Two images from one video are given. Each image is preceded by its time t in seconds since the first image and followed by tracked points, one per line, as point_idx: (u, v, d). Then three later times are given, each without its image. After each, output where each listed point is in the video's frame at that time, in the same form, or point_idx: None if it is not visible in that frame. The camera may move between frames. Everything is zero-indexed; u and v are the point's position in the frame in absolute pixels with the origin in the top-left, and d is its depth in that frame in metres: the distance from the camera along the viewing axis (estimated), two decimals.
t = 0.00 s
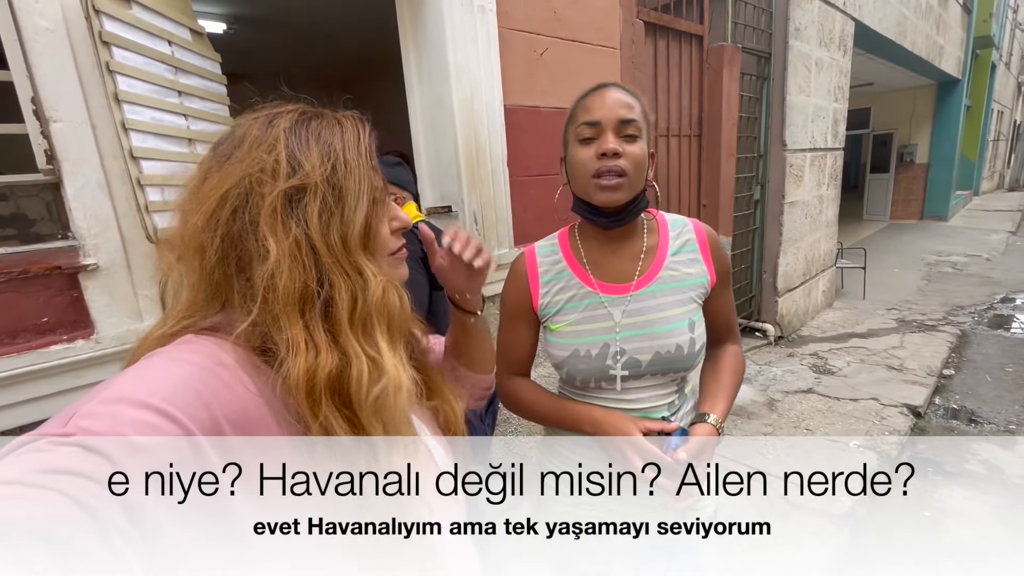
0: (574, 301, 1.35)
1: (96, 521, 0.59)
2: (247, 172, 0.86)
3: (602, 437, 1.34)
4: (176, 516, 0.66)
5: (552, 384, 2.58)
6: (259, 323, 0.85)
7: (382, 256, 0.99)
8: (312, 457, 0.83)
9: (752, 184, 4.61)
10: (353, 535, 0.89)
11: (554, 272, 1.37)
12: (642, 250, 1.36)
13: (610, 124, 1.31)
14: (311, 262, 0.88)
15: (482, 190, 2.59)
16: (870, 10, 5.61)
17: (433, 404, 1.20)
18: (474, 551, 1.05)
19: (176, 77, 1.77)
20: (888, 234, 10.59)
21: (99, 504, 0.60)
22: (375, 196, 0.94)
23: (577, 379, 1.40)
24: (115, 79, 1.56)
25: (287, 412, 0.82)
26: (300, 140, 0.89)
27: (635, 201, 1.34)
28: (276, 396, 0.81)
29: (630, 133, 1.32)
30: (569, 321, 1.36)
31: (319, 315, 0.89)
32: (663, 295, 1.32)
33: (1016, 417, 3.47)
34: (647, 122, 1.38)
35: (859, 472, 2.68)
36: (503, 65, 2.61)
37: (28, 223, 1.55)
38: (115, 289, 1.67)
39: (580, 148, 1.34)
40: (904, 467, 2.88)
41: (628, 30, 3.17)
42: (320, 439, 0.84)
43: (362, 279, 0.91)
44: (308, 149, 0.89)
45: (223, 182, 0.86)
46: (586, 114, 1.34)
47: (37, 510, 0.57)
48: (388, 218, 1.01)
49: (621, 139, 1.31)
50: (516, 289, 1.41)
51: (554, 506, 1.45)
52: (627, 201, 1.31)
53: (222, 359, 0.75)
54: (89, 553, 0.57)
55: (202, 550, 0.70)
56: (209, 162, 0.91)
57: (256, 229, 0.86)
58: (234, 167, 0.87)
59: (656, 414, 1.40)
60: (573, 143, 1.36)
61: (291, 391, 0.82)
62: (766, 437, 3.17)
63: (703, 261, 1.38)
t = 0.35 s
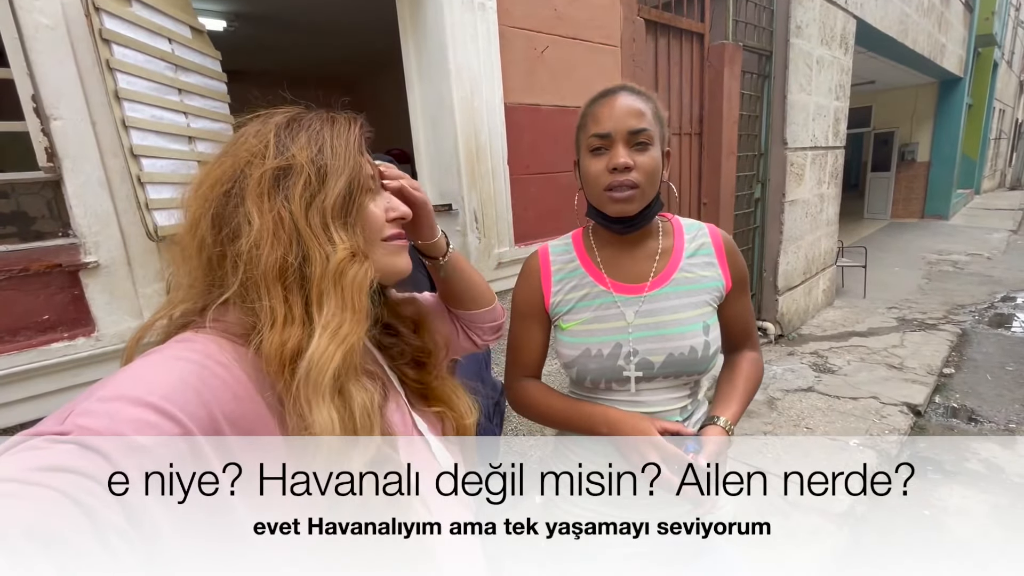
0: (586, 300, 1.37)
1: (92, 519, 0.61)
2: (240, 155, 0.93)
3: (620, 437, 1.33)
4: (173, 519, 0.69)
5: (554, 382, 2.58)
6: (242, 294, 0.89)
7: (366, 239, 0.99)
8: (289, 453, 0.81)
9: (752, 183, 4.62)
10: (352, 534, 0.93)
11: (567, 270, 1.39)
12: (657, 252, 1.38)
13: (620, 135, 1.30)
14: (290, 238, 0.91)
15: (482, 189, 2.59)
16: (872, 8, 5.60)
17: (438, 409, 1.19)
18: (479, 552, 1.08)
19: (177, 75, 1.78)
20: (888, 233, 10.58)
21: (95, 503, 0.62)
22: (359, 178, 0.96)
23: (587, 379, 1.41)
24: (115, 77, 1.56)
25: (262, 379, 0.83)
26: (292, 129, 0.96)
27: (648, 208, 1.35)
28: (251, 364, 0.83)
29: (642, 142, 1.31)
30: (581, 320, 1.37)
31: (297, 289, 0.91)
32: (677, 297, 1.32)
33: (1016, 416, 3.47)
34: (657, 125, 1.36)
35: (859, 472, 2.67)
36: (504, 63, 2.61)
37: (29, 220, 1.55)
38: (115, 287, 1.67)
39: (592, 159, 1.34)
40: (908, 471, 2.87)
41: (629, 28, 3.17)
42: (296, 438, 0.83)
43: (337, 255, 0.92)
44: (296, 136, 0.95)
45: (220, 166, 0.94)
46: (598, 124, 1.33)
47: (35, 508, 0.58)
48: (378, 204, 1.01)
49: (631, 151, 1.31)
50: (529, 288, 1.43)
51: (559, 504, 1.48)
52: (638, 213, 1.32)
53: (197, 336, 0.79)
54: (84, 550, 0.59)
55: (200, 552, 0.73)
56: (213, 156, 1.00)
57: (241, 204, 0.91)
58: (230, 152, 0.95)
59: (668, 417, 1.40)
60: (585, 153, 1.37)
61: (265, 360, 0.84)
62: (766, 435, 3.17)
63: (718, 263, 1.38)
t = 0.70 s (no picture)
0: (581, 300, 1.38)
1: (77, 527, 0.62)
2: (229, 155, 0.94)
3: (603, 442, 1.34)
4: (168, 520, 0.72)
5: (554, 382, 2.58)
6: (229, 293, 0.90)
7: (356, 240, 0.99)
8: (285, 452, 0.83)
9: (754, 182, 4.62)
10: (352, 534, 0.95)
11: (564, 269, 1.42)
12: (656, 254, 1.37)
13: (602, 139, 1.31)
14: (278, 238, 0.91)
15: (481, 188, 2.58)
16: (876, 6, 5.56)
17: (430, 414, 1.21)
18: (471, 552, 1.11)
19: (174, 75, 1.78)
20: (892, 233, 10.53)
21: (77, 508, 0.63)
22: (349, 180, 0.97)
23: (578, 379, 1.43)
24: (112, 77, 1.56)
25: (250, 379, 0.84)
26: (281, 130, 0.96)
27: (640, 209, 1.35)
28: (237, 364, 0.83)
29: (626, 143, 1.30)
30: (574, 320, 1.39)
31: (284, 290, 0.92)
32: (671, 302, 1.32)
33: (1018, 417, 3.45)
34: (650, 122, 1.33)
35: (859, 472, 2.65)
36: (503, 62, 2.60)
37: (27, 219, 1.55)
38: (112, 287, 1.68)
39: (580, 164, 1.36)
40: (906, 471, 2.85)
41: (630, 26, 3.15)
42: (284, 437, 0.84)
43: (326, 257, 0.92)
44: (285, 136, 0.95)
45: (209, 165, 0.95)
46: (582, 127, 1.34)
47: (19, 516, 0.59)
48: (369, 206, 1.01)
49: (615, 153, 1.30)
50: (528, 286, 1.46)
51: (557, 505, 1.47)
52: (625, 215, 1.32)
53: (183, 339, 0.80)
54: (68, 559, 0.61)
55: (199, 554, 0.76)
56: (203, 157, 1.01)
57: (229, 204, 0.92)
58: (220, 152, 0.96)
59: (660, 424, 1.40)
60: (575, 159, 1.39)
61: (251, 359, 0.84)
62: (765, 436, 3.16)
63: (722, 270, 1.36)
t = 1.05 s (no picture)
0: (577, 299, 1.39)
1: (67, 532, 0.63)
2: (216, 155, 0.94)
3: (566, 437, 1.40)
4: (168, 520, 0.73)
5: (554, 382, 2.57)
6: (217, 294, 0.90)
7: (345, 240, 1.00)
8: (290, 451, 0.85)
9: (756, 181, 4.60)
10: (352, 534, 0.94)
11: (561, 268, 1.42)
12: (654, 255, 1.36)
13: (594, 140, 1.30)
14: (267, 238, 0.91)
15: (481, 187, 2.58)
16: (881, 4, 5.52)
17: (422, 414, 1.21)
18: (468, 552, 1.13)
19: (174, 73, 1.78)
20: (897, 232, 10.47)
21: (63, 515, 0.63)
22: (337, 180, 0.98)
23: (569, 378, 1.44)
24: (112, 75, 1.56)
25: (240, 380, 0.84)
26: (268, 130, 0.97)
27: (636, 211, 1.34)
28: (226, 365, 0.83)
29: (618, 144, 1.29)
30: (568, 319, 1.40)
31: (273, 291, 0.91)
32: (664, 306, 1.31)
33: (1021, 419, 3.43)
34: (647, 121, 1.31)
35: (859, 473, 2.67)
36: (504, 61, 2.60)
37: (28, 217, 1.56)
38: (112, 285, 1.68)
39: (574, 165, 1.36)
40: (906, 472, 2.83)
41: (632, 24, 3.14)
42: (278, 438, 0.85)
43: (316, 257, 0.93)
44: (273, 137, 0.96)
45: (195, 166, 0.95)
46: (577, 128, 1.34)
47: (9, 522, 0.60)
48: (357, 206, 1.02)
49: (608, 154, 1.30)
50: (525, 282, 1.48)
51: (551, 508, 1.48)
52: (619, 217, 1.32)
53: (170, 342, 0.80)
54: (56, 565, 0.60)
55: (199, 552, 0.77)
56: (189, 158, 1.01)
57: (216, 204, 0.92)
58: (206, 153, 0.96)
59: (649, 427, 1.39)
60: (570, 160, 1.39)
61: (241, 362, 0.84)
62: (766, 436, 3.15)
63: (720, 275, 1.34)
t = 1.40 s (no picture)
0: (580, 297, 1.38)
1: (67, 534, 0.62)
2: (212, 155, 0.94)
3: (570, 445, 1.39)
4: (168, 520, 0.73)
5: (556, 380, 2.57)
6: (216, 294, 0.90)
7: (344, 240, 1.00)
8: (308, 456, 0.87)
9: (760, 180, 4.58)
10: (352, 534, 0.93)
11: (564, 265, 1.42)
12: (657, 255, 1.35)
13: (601, 139, 1.30)
14: (266, 238, 0.91)
15: (483, 185, 2.57)
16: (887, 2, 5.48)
17: (422, 413, 1.21)
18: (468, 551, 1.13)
19: (176, 71, 1.79)
20: (901, 232, 10.41)
21: (65, 516, 0.62)
22: (335, 177, 0.97)
23: (572, 376, 1.44)
24: (114, 73, 1.59)
25: (241, 380, 0.83)
26: (264, 129, 0.97)
27: (642, 210, 1.34)
28: (226, 365, 0.83)
29: (625, 142, 1.28)
30: (570, 316, 1.40)
31: (273, 291, 0.91)
32: (667, 304, 1.31)
33: None
34: (653, 120, 1.31)
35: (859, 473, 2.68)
36: (506, 59, 2.59)
37: (31, 215, 1.56)
38: (114, 283, 1.68)
39: (580, 163, 1.36)
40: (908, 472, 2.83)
41: (635, 22, 3.13)
42: (280, 439, 0.85)
43: (316, 256, 0.92)
44: (269, 136, 0.96)
45: (191, 166, 0.94)
46: (583, 126, 1.34)
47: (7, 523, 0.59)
48: (355, 205, 1.02)
49: (615, 153, 1.29)
50: (527, 279, 1.48)
51: (552, 508, 1.47)
52: (625, 216, 1.32)
53: (169, 341, 0.80)
54: (54, 568, 0.60)
55: (196, 552, 0.77)
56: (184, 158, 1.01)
57: (214, 204, 0.92)
58: (202, 153, 0.95)
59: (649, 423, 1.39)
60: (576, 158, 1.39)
61: (242, 363, 0.83)
62: (769, 435, 3.14)
63: (722, 274, 1.33)
